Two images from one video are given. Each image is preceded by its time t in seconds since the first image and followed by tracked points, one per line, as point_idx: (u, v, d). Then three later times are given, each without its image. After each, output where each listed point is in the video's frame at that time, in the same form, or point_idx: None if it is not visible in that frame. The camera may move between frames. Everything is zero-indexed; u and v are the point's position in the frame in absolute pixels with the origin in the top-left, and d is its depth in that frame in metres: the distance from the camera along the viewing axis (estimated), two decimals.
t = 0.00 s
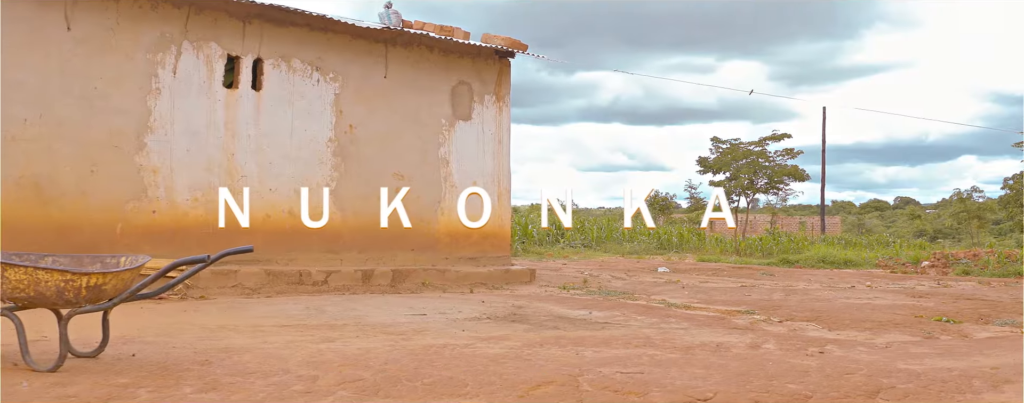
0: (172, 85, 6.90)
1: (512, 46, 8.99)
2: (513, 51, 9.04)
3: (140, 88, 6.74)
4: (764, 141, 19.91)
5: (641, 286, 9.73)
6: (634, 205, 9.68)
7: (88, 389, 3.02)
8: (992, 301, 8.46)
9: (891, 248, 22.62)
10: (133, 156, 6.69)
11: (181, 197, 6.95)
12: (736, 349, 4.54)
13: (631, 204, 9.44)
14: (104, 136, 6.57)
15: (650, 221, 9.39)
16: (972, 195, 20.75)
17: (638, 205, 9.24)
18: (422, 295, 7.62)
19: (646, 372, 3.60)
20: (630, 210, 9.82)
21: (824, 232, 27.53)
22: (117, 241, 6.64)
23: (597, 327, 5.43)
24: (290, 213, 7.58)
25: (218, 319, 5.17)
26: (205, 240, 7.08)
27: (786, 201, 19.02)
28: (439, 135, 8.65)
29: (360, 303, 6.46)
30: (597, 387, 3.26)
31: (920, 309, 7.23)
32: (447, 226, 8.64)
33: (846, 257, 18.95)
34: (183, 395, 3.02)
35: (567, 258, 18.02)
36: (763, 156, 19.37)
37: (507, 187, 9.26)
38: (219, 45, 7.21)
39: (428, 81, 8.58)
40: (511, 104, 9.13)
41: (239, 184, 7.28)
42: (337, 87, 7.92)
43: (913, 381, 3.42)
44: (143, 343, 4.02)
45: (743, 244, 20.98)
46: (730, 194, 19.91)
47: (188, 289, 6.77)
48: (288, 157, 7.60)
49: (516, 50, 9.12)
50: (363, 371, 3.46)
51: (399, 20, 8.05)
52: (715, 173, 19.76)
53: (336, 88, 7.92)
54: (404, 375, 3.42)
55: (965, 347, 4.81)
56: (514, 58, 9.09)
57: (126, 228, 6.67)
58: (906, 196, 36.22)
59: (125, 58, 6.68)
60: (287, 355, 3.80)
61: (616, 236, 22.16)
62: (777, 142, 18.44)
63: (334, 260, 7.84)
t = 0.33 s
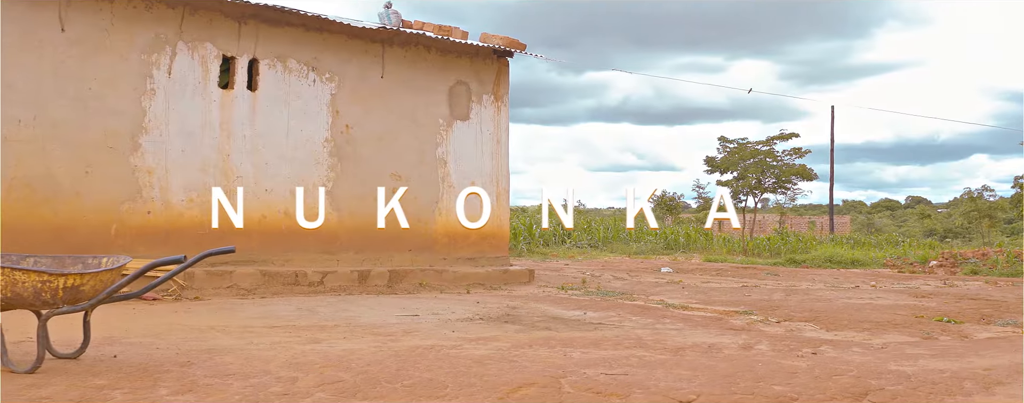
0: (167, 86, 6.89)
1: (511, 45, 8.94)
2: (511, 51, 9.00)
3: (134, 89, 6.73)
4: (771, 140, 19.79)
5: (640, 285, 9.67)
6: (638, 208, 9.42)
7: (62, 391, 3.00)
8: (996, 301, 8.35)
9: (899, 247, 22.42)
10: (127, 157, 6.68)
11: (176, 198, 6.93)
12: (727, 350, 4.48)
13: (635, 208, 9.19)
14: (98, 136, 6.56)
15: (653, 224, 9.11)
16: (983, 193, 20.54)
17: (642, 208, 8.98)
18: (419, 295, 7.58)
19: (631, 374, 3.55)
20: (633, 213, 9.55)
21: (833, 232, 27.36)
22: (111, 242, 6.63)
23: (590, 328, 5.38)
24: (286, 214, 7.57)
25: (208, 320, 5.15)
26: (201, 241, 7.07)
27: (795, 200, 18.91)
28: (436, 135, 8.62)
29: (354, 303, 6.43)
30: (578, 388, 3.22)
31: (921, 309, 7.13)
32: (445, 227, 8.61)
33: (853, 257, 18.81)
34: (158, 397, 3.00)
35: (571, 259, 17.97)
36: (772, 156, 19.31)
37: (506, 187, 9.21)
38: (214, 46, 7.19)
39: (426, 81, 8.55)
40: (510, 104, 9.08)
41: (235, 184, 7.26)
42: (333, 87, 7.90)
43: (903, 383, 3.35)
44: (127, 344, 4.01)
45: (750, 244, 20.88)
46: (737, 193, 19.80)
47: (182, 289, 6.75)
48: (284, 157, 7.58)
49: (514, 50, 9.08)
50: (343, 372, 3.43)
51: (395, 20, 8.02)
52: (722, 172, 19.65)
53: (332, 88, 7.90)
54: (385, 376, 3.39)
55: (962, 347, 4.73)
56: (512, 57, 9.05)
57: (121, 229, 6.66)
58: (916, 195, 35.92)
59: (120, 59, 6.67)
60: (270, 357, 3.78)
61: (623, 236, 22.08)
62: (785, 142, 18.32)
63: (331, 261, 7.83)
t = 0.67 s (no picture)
0: (163, 87, 6.89)
1: (510, 45, 8.90)
2: (511, 50, 8.95)
3: (130, 90, 6.73)
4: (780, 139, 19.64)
5: (642, 286, 9.60)
6: (640, 209, 9.24)
7: (38, 392, 2.97)
8: (1003, 301, 8.22)
9: (909, 247, 22.20)
10: (123, 157, 6.69)
11: (173, 199, 6.93)
12: (720, 351, 4.41)
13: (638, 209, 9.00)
14: (94, 137, 6.57)
15: (656, 224, 8.90)
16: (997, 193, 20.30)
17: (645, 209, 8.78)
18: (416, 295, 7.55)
19: (616, 376, 3.49)
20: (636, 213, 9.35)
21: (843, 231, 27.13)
22: (108, 242, 6.63)
23: (584, 328, 5.32)
24: (283, 214, 7.55)
25: (199, 321, 5.13)
26: (197, 241, 7.06)
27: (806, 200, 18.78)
28: (435, 135, 8.58)
29: (349, 304, 6.39)
30: (560, 390, 3.17)
31: (923, 309, 7.03)
32: (443, 227, 8.58)
33: (862, 257, 18.65)
34: (133, 399, 2.97)
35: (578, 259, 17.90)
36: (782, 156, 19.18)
37: (506, 187, 9.17)
38: (211, 46, 7.19)
39: (424, 81, 8.51)
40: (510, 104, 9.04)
41: (231, 185, 7.25)
42: (330, 88, 7.88)
43: (893, 385, 3.28)
44: (112, 345, 3.99)
45: (760, 244, 20.74)
46: (746, 193, 19.66)
47: (178, 290, 6.74)
48: (281, 158, 7.57)
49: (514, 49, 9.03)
50: (323, 374, 3.39)
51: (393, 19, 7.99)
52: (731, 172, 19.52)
53: (329, 88, 7.88)
54: (366, 378, 3.34)
55: (961, 348, 4.63)
56: (512, 57, 9.00)
57: (117, 230, 6.66)
58: (928, 194, 35.59)
59: (116, 60, 6.68)
60: (253, 358, 3.74)
61: (631, 236, 21.97)
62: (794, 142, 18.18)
63: (328, 261, 7.81)
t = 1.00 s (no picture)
0: (161, 88, 6.91)
1: (511, 44, 8.86)
2: (512, 50, 8.92)
3: (129, 90, 6.75)
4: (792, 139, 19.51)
5: (644, 286, 9.54)
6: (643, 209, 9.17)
7: (18, 393, 2.97)
8: (1010, 303, 8.10)
9: (922, 247, 21.98)
10: (121, 158, 6.70)
11: (171, 199, 6.94)
12: (712, 353, 4.36)
13: (640, 209, 8.91)
14: (92, 138, 6.59)
15: (658, 225, 8.82)
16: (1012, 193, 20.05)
17: (647, 209, 8.70)
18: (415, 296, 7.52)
19: (601, 378, 3.45)
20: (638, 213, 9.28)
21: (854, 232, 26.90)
22: (106, 243, 6.66)
23: (579, 330, 5.28)
24: (283, 214, 7.55)
25: (192, 321, 5.14)
26: (195, 241, 7.07)
27: (818, 200, 18.64)
28: (435, 135, 8.56)
29: (345, 304, 6.38)
30: (542, 393, 3.14)
31: (927, 311, 6.93)
32: (444, 227, 8.56)
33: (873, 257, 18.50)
34: (112, 400, 2.96)
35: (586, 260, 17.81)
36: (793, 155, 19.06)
37: (507, 187, 9.14)
38: (210, 47, 7.20)
39: (424, 81, 8.50)
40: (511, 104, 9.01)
41: (229, 185, 7.26)
42: (329, 88, 7.88)
43: (882, 389, 3.22)
44: (99, 345, 3.98)
45: (771, 244, 20.62)
46: (757, 193, 19.52)
47: (176, 290, 6.76)
48: (279, 158, 7.57)
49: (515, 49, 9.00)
50: (306, 375, 3.37)
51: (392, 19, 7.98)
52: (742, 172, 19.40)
53: (328, 88, 7.88)
54: (348, 380, 3.32)
55: (960, 350, 4.56)
56: (512, 57, 8.97)
57: (115, 230, 6.69)
58: (941, 194, 35.23)
59: (115, 61, 6.70)
60: (239, 358, 3.73)
61: (640, 236, 21.87)
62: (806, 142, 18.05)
63: (327, 262, 7.80)
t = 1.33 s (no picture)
0: (160, 88, 6.92)
1: (512, 44, 8.82)
2: (513, 49, 8.88)
3: (128, 91, 6.77)
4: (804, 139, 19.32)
5: (647, 286, 9.47)
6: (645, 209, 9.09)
7: None
8: (1018, 303, 7.97)
9: (935, 247, 21.75)
10: (121, 158, 6.72)
11: (170, 199, 6.96)
12: (706, 354, 4.31)
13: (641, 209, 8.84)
14: (92, 138, 6.61)
15: (660, 225, 8.73)
16: None
17: (648, 209, 8.62)
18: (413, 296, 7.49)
19: (587, 380, 3.41)
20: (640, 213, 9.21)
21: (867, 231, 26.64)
22: (106, 243, 6.68)
23: (574, 331, 5.23)
24: (282, 214, 7.56)
25: (186, 321, 5.13)
26: (194, 241, 7.08)
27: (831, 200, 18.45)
28: (436, 135, 8.54)
29: (342, 304, 6.36)
30: (526, 394, 3.11)
31: (932, 311, 6.83)
32: (445, 227, 8.54)
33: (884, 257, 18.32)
34: (92, 400, 2.95)
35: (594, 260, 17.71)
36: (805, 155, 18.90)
37: (509, 187, 9.10)
38: (209, 47, 7.21)
39: (425, 80, 8.47)
40: (512, 104, 8.97)
41: (228, 185, 7.26)
42: (329, 88, 7.87)
43: (872, 391, 3.16)
44: (87, 345, 3.98)
45: (783, 244, 20.49)
46: (769, 192, 19.35)
47: (175, 290, 6.77)
48: (279, 158, 7.57)
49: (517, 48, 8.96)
50: (290, 376, 3.35)
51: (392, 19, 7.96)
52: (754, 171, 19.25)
53: (328, 88, 7.87)
54: (331, 381, 3.30)
55: (960, 352, 4.48)
56: (514, 56, 8.94)
57: (114, 230, 6.71)
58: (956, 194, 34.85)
59: (114, 61, 6.72)
60: (225, 359, 3.72)
61: (651, 236, 21.75)
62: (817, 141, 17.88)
63: (327, 262, 7.80)
